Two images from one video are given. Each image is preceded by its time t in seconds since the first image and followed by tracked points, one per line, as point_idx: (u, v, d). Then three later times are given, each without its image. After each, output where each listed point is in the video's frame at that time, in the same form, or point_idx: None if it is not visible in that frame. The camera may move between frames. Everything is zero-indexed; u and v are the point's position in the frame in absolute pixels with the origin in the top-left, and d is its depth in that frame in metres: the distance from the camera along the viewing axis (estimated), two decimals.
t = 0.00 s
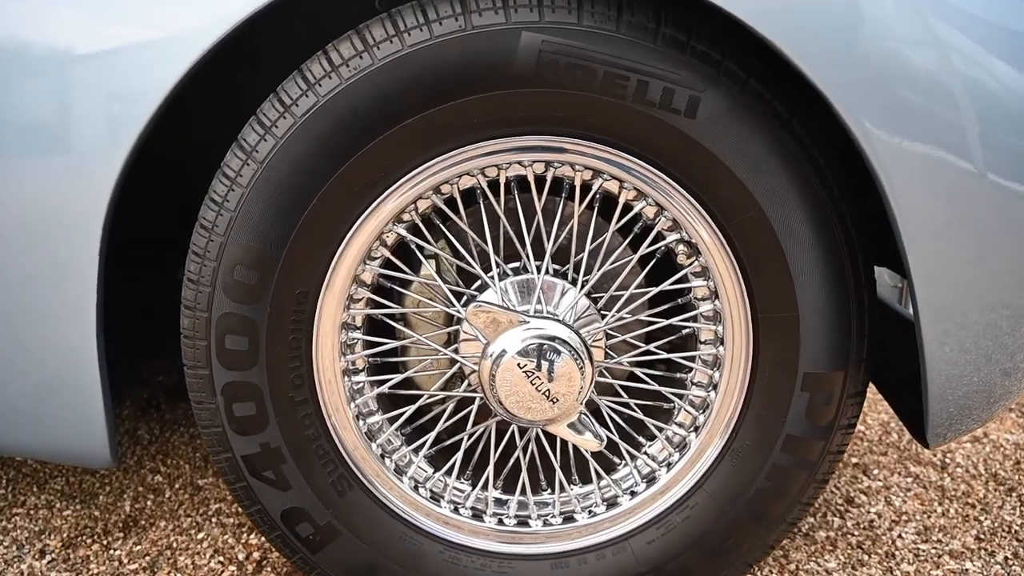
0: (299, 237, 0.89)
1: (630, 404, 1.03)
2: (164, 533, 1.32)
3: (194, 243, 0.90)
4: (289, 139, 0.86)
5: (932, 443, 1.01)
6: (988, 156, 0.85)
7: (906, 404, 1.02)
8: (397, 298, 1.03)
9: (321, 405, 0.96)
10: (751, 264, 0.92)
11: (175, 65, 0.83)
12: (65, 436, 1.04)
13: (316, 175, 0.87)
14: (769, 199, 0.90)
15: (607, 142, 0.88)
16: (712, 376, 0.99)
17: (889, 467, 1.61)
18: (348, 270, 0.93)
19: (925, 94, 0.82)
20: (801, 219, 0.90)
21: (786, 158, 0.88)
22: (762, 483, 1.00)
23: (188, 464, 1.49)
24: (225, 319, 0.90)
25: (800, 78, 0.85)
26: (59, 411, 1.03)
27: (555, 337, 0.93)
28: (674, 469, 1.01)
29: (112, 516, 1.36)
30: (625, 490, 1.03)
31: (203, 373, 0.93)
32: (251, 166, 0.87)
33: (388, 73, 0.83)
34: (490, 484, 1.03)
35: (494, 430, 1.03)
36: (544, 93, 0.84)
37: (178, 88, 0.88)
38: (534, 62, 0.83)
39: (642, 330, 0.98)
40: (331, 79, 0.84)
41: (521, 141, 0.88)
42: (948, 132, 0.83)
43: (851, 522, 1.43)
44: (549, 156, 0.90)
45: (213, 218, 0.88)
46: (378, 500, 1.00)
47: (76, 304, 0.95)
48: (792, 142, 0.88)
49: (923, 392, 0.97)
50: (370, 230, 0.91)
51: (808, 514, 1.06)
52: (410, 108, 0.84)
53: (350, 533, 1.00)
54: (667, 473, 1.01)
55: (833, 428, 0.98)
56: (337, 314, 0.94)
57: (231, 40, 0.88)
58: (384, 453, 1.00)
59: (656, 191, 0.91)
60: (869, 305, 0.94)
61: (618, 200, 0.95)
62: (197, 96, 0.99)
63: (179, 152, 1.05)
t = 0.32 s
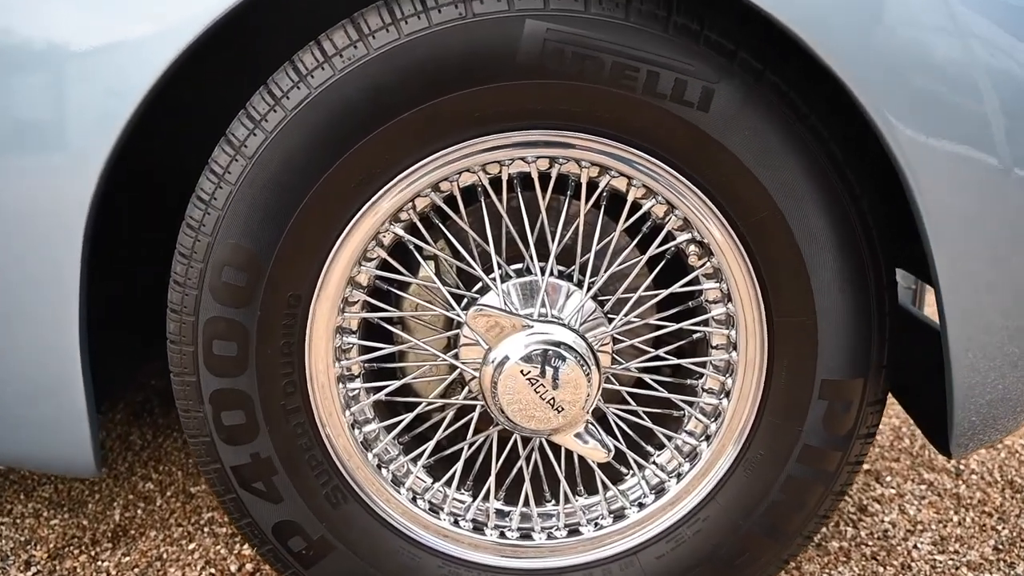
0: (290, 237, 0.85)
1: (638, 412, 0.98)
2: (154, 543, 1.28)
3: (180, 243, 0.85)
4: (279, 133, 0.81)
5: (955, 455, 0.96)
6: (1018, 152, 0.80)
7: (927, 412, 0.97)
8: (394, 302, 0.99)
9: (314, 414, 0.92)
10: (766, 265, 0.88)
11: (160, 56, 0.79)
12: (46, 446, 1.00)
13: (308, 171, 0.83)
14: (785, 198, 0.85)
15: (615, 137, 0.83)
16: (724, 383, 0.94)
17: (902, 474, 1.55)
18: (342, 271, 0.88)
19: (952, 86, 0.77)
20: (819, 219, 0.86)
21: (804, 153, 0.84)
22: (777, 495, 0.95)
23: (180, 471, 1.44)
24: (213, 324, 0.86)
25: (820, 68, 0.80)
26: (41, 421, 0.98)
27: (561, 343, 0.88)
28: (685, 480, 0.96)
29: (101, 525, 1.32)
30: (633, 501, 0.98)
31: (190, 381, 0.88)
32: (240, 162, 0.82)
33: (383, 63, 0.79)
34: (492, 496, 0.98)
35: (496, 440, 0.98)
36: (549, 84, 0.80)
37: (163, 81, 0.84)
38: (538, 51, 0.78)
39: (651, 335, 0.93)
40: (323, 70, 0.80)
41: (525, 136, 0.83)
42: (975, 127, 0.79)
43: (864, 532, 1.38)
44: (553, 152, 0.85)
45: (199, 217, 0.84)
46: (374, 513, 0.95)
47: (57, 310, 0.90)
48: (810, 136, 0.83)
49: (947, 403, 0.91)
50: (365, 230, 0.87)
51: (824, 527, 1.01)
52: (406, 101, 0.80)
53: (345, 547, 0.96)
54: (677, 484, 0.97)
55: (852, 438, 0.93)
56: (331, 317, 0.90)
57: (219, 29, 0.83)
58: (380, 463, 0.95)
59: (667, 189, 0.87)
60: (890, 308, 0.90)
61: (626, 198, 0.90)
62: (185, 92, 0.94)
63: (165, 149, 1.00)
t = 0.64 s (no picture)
0: (277, 237, 0.80)
1: (643, 420, 0.94)
2: (141, 554, 1.24)
3: (161, 243, 0.81)
4: (265, 127, 0.77)
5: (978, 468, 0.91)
6: None
7: (947, 421, 0.92)
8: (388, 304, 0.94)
9: (304, 422, 0.87)
10: (779, 267, 0.83)
11: (138, 45, 0.74)
12: (24, 456, 0.95)
13: (297, 167, 0.78)
14: (800, 195, 0.81)
15: (620, 131, 0.79)
16: (734, 390, 0.90)
17: (913, 481, 1.51)
18: (333, 273, 0.84)
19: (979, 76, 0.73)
20: (836, 218, 0.81)
21: (819, 148, 0.79)
22: (788, 508, 0.91)
23: (170, 478, 1.40)
24: (196, 328, 0.81)
25: (838, 58, 0.75)
26: (18, 430, 0.93)
27: (563, 348, 0.83)
28: (692, 491, 0.92)
29: (87, 535, 1.28)
30: (638, 513, 0.94)
31: (173, 388, 0.84)
32: (224, 157, 0.78)
33: (374, 52, 0.74)
34: (490, 507, 0.94)
35: (495, 449, 0.94)
36: (550, 75, 0.75)
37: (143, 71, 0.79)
38: (538, 40, 0.74)
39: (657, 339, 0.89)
40: (311, 60, 0.75)
41: (525, 130, 0.79)
42: (1004, 121, 0.74)
43: (876, 542, 1.33)
44: (555, 147, 0.80)
45: (182, 215, 0.80)
46: (367, 526, 0.91)
47: (33, 316, 0.86)
48: (826, 130, 0.79)
49: (970, 414, 0.86)
50: (356, 229, 0.82)
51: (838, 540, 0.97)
52: (400, 91, 0.75)
53: (337, 561, 0.91)
54: (684, 495, 0.92)
55: (869, 448, 0.89)
56: (321, 322, 0.85)
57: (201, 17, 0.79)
58: (373, 473, 0.91)
59: (674, 186, 0.82)
60: (909, 313, 0.85)
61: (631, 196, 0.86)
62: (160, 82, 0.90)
63: (145, 142, 0.96)
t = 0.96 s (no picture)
0: (264, 237, 0.76)
1: (649, 428, 0.90)
2: (129, 565, 1.20)
3: (143, 243, 0.77)
4: (250, 120, 0.73)
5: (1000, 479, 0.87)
6: None
7: (966, 430, 0.88)
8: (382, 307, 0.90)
9: (293, 431, 0.83)
10: (792, 268, 0.79)
11: (119, 35, 0.70)
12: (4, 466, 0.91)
13: (285, 163, 0.74)
14: (815, 193, 0.77)
15: (625, 124, 0.74)
16: (743, 397, 0.86)
17: (923, 487, 1.45)
18: (323, 275, 0.80)
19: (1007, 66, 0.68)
20: (852, 216, 0.77)
21: (835, 143, 0.75)
22: (800, 520, 0.87)
23: (160, 484, 1.35)
24: (179, 333, 0.77)
25: (857, 46, 0.71)
26: None
27: (564, 354, 0.79)
28: (700, 503, 0.88)
29: (74, 544, 1.24)
30: (644, 526, 0.90)
31: (156, 395, 0.80)
32: (208, 153, 0.74)
33: (366, 42, 0.70)
34: (489, 519, 0.90)
35: (494, 458, 0.90)
36: (551, 65, 0.71)
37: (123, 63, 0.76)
38: (539, 29, 0.70)
39: (664, 344, 0.85)
40: (300, 49, 0.71)
41: (525, 123, 0.75)
42: None
43: (887, 552, 1.29)
44: (556, 142, 0.76)
45: (164, 214, 0.76)
46: (360, 539, 0.87)
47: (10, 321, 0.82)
48: (842, 124, 0.75)
49: (994, 423, 0.82)
50: (347, 229, 0.79)
51: (853, 554, 0.92)
52: (393, 83, 0.71)
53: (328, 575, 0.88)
54: (692, 507, 0.88)
55: (886, 458, 0.85)
56: (311, 325, 0.81)
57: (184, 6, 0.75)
58: (367, 483, 0.87)
59: (681, 183, 0.78)
60: (928, 316, 0.81)
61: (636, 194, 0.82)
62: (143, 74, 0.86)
63: (128, 137, 0.93)
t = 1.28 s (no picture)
0: (250, 240, 0.73)
1: (653, 440, 0.86)
2: None
3: (123, 247, 0.73)
4: (235, 118, 0.70)
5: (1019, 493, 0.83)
6: None
7: (984, 442, 0.84)
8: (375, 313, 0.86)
9: (281, 443, 0.80)
10: (803, 274, 0.75)
11: (99, 27, 0.67)
12: None
13: (272, 163, 0.71)
14: (827, 195, 0.73)
15: (628, 122, 0.71)
16: (751, 407, 0.82)
17: (932, 496, 1.37)
18: (312, 280, 0.76)
19: None
20: (867, 220, 0.74)
21: (849, 142, 0.71)
22: (810, 536, 0.83)
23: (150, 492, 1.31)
24: (162, 341, 0.74)
25: (872, 40, 0.68)
26: None
27: (565, 363, 0.76)
28: (706, 518, 0.84)
29: (60, 555, 1.20)
30: (647, 541, 0.86)
31: (138, 406, 0.77)
32: (190, 153, 0.71)
33: (355, 35, 0.67)
34: (486, 533, 0.86)
35: (492, 471, 0.86)
36: (550, 60, 0.68)
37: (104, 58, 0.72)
38: (537, 21, 0.66)
39: (668, 352, 0.81)
40: (286, 43, 0.68)
41: (523, 122, 0.71)
42: None
43: (897, 564, 1.23)
44: (556, 141, 0.73)
45: (144, 217, 0.72)
46: (352, 555, 0.84)
47: None
48: (856, 122, 0.71)
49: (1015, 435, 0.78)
50: (338, 233, 0.75)
51: (865, 569, 0.89)
52: (384, 79, 0.68)
53: None
54: (697, 521, 0.85)
55: (901, 472, 0.81)
56: (300, 333, 0.78)
57: None
58: (359, 497, 0.84)
59: (687, 184, 0.74)
60: (946, 325, 0.78)
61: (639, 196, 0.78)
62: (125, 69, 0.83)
63: (110, 135, 0.89)
